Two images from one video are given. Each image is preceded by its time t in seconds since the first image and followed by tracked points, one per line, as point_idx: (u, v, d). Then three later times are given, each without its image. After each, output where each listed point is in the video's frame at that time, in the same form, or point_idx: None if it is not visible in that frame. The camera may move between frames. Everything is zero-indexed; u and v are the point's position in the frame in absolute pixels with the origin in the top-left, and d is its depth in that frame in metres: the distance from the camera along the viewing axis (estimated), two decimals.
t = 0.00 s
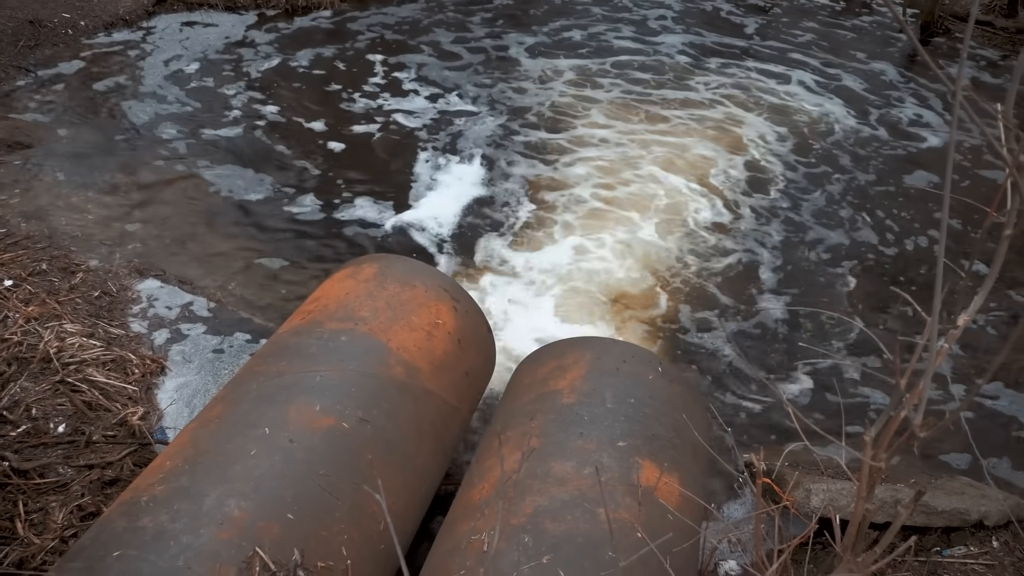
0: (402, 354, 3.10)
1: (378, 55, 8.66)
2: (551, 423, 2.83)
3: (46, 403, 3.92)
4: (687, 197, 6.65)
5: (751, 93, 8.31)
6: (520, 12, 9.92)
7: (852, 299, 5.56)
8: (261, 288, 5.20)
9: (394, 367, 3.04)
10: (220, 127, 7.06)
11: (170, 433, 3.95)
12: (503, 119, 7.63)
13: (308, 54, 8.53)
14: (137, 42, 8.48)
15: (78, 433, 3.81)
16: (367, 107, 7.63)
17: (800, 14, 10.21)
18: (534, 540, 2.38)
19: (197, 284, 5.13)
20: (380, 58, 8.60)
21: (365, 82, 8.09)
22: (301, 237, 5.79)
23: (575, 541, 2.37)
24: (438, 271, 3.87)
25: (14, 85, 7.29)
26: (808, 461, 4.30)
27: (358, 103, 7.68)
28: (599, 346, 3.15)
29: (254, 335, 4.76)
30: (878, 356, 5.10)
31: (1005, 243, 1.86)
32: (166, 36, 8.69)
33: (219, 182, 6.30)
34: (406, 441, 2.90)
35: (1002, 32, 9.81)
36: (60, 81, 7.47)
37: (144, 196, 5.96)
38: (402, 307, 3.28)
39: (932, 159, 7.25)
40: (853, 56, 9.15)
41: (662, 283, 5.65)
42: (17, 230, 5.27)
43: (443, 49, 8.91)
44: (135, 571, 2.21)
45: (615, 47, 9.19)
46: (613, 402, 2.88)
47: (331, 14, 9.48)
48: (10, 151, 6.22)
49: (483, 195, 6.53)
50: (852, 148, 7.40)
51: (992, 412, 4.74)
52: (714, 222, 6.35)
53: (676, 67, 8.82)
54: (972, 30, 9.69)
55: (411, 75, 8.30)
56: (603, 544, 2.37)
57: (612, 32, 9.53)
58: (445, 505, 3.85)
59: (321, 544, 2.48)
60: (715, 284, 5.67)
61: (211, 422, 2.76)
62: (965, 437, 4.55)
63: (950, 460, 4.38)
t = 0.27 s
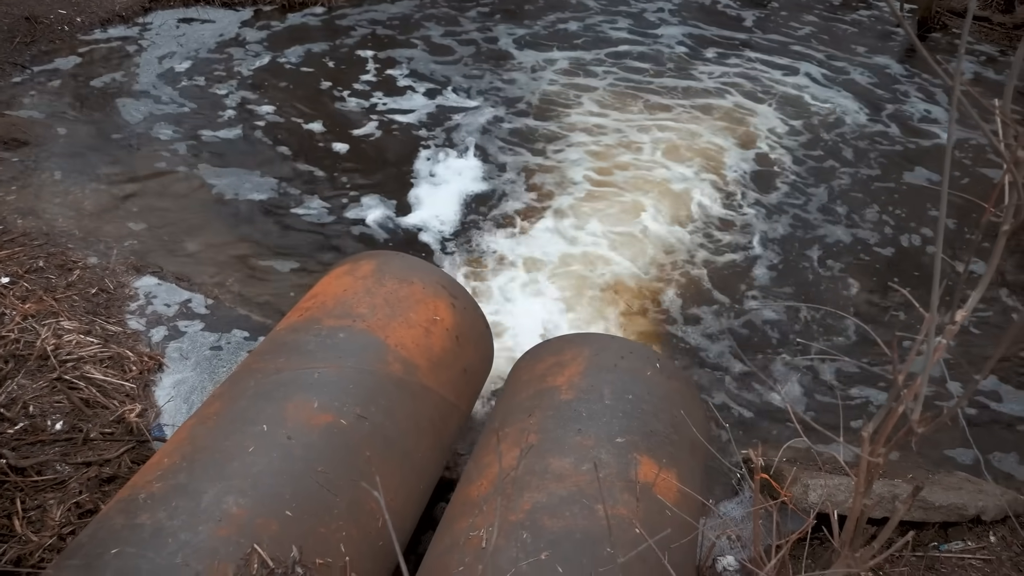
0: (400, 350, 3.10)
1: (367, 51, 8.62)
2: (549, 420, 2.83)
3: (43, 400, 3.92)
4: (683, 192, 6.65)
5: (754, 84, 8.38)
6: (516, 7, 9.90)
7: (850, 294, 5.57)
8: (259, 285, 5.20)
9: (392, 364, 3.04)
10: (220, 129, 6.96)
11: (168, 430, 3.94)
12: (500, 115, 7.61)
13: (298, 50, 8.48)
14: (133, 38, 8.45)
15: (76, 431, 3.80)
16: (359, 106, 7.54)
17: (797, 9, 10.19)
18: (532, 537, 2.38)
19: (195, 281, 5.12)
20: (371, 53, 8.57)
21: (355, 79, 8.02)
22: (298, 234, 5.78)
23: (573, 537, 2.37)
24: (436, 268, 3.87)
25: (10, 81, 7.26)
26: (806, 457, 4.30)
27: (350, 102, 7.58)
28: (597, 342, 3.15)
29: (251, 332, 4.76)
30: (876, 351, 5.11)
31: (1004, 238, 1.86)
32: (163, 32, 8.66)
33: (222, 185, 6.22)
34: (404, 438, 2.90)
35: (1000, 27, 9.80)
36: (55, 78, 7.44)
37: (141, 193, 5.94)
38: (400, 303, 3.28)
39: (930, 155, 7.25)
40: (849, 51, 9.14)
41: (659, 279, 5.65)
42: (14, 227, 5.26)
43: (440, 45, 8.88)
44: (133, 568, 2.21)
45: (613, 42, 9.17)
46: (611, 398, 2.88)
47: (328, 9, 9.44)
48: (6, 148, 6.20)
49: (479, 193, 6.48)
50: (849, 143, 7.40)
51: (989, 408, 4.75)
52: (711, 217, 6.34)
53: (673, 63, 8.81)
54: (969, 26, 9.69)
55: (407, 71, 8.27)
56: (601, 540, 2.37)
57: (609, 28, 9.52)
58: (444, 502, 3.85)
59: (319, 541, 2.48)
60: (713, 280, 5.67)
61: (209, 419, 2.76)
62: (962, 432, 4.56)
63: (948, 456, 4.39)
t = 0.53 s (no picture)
0: (397, 350, 3.10)
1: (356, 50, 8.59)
2: (546, 419, 2.83)
3: (39, 400, 3.90)
4: (679, 190, 6.66)
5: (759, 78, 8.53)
6: (512, 6, 9.90)
7: (846, 292, 5.58)
8: (255, 284, 5.19)
9: (389, 363, 3.03)
10: (220, 133, 6.87)
11: (165, 430, 3.93)
12: (496, 113, 7.61)
13: (288, 49, 8.44)
14: (129, 37, 8.43)
15: (72, 431, 3.79)
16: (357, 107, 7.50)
17: (792, 8, 10.21)
18: (529, 536, 2.38)
19: (191, 281, 5.11)
20: (360, 53, 8.55)
21: (345, 79, 7.96)
22: (294, 233, 5.77)
23: (570, 536, 2.37)
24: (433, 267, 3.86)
25: (6, 80, 7.24)
26: (803, 455, 4.31)
27: (345, 104, 7.53)
28: (593, 341, 3.15)
29: (248, 331, 4.75)
30: (872, 349, 5.12)
31: (999, 236, 1.87)
32: (159, 30, 8.63)
33: (225, 189, 6.16)
34: (401, 437, 2.90)
35: (995, 26, 9.82)
36: (51, 76, 7.42)
37: (137, 192, 5.92)
38: (397, 302, 3.28)
39: (925, 153, 7.27)
40: (844, 50, 9.16)
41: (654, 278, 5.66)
42: (10, 226, 5.24)
43: (436, 43, 8.89)
44: (129, 568, 2.20)
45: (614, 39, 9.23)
46: (608, 397, 2.88)
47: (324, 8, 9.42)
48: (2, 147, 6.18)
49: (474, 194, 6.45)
50: (845, 142, 7.42)
51: (984, 406, 4.76)
52: (708, 216, 6.35)
53: (670, 59, 8.88)
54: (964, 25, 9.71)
55: (404, 71, 8.26)
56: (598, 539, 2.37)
57: (606, 27, 9.53)
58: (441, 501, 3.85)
59: (316, 541, 2.48)
60: (709, 279, 5.68)
61: (205, 419, 2.75)
62: (958, 430, 4.57)
63: (944, 454, 4.40)
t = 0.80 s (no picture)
0: (394, 351, 3.10)
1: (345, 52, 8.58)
2: (543, 420, 2.83)
3: (34, 402, 3.89)
4: (675, 192, 6.68)
5: (764, 73, 8.70)
6: (508, 9, 9.92)
7: (841, 293, 5.59)
8: (251, 285, 5.19)
9: (386, 365, 3.03)
10: (220, 139, 6.82)
11: (160, 432, 3.93)
12: (493, 115, 7.63)
13: (278, 52, 8.42)
14: (125, 38, 8.41)
15: (67, 433, 3.78)
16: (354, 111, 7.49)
17: (787, 11, 10.25)
18: (526, 537, 2.38)
19: (187, 283, 5.10)
20: (348, 55, 8.54)
21: (335, 83, 7.93)
22: (291, 235, 5.77)
23: (567, 537, 2.37)
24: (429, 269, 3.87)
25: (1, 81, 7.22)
26: (799, 456, 4.32)
27: (337, 109, 7.49)
28: (590, 343, 3.16)
29: (244, 333, 4.74)
30: (867, 350, 5.13)
31: (993, 237, 1.88)
32: (155, 32, 8.62)
33: (227, 195, 6.11)
34: (398, 439, 2.90)
35: (988, 28, 9.86)
36: (47, 77, 7.40)
37: (133, 194, 5.91)
38: (394, 304, 3.28)
39: (920, 154, 7.29)
40: (839, 52, 9.19)
41: (650, 279, 5.67)
42: (5, 228, 5.22)
43: (432, 45, 8.90)
44: (125, 571, 2.20)
45: (613, 39, 9.32)
46: (605, 399, 2.88)
47: (320, 10, 9.42)
48: None
49: (470, 196, 6.46)
50: (840, 143, 7.44)
51: (979, 407, 4.78)
52: (704, 217, 6.37)
53: (667, 55, 9.05)
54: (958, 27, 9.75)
55: (400, 73, 8.26)
56: (595, 540, 2.37)
57: (602, 29, 9.56)
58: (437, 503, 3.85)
59: (313, 543, 2.48)
60: (705, 280, 5.69)
61: (202, 421, 2.75)
62: (953, 430, 4.58)
63: (939, 455, 4.42)
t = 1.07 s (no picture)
0: (391, 353, 3.10)
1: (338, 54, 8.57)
2: (540, 423, 2.83)
3: (30, 405, 3.88)
4: (671, 194, 6.69)
5: (766, 74, 8.82)
6: (505, 12, 9.94)
7: (837, 296, 5.60)
8: (248, 288, 5.18)
9: (383, 367, 3.03)
10: (220, 148, 6.69)
11: (157, 434, 3.92)
12: (489, 118, 7.62)
13: (267, 55, 8.37)
14: (121, 41, 8.40)
15: (63, 435, 3.77)
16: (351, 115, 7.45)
17: (783, 14, 10.29)
18: (524, 540, 2.38)
19: (184, 285, 5.09)
20: (339, 57, 8.51)
21: (326, 87, 7.88)
22: (287, 237, 5.77)
23: (564, 539, 2.37)
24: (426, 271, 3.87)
25: None
26: (796, 458, 4.33)
27: (330, 115, 7.41)
28: (587, 345, 3.16)
29: (240, 335, 4.74)
30: (864, 353, 5.14)
31: (988, 240, 1.88)
32: (152, 34, 8.62)
33: (232, 203, 6.04)
34: (395, 441, 2.90)
35: (983, 32, 9.91)
36: (42, 79, 7.39)
37: (130, 196, 5.90)
38: (391, 306, 3.28)
39: (916, 157, 7.32)
40: (834, 55, 9.22)
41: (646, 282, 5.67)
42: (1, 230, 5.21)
43: (429, 48, 8.91)
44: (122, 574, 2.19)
45: (611, 40, 9.42)
46: (602, 401, 2.89)
47: (317, 13, 9.42)
48: None
49: (467, 199, 6.45)
50: (836, 146, 7.47)
51: (974, 409, 4.79)
52: (700, 220, 6.39)
53: (663, 55, 9.14)
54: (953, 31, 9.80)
55: (396, 76, 8.26)
56: (592, 542, 2.38)
57: (598, 33, 9.59)
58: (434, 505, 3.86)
59: (310, 546, 2.47)
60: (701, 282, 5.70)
61: (199, 424, 2.74)
62: (949, 432, 4.60)
63: (935, 456, 4.43)
